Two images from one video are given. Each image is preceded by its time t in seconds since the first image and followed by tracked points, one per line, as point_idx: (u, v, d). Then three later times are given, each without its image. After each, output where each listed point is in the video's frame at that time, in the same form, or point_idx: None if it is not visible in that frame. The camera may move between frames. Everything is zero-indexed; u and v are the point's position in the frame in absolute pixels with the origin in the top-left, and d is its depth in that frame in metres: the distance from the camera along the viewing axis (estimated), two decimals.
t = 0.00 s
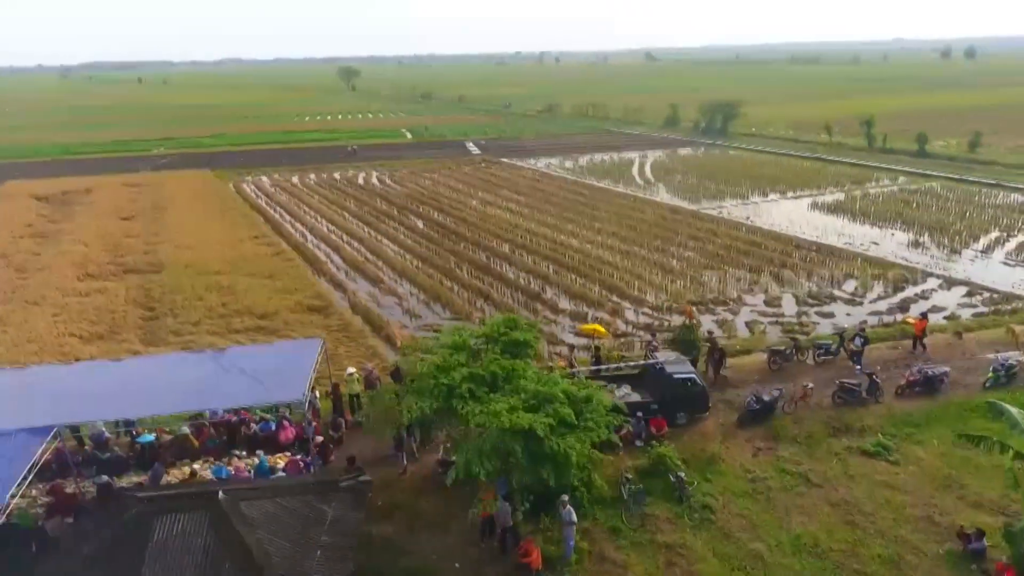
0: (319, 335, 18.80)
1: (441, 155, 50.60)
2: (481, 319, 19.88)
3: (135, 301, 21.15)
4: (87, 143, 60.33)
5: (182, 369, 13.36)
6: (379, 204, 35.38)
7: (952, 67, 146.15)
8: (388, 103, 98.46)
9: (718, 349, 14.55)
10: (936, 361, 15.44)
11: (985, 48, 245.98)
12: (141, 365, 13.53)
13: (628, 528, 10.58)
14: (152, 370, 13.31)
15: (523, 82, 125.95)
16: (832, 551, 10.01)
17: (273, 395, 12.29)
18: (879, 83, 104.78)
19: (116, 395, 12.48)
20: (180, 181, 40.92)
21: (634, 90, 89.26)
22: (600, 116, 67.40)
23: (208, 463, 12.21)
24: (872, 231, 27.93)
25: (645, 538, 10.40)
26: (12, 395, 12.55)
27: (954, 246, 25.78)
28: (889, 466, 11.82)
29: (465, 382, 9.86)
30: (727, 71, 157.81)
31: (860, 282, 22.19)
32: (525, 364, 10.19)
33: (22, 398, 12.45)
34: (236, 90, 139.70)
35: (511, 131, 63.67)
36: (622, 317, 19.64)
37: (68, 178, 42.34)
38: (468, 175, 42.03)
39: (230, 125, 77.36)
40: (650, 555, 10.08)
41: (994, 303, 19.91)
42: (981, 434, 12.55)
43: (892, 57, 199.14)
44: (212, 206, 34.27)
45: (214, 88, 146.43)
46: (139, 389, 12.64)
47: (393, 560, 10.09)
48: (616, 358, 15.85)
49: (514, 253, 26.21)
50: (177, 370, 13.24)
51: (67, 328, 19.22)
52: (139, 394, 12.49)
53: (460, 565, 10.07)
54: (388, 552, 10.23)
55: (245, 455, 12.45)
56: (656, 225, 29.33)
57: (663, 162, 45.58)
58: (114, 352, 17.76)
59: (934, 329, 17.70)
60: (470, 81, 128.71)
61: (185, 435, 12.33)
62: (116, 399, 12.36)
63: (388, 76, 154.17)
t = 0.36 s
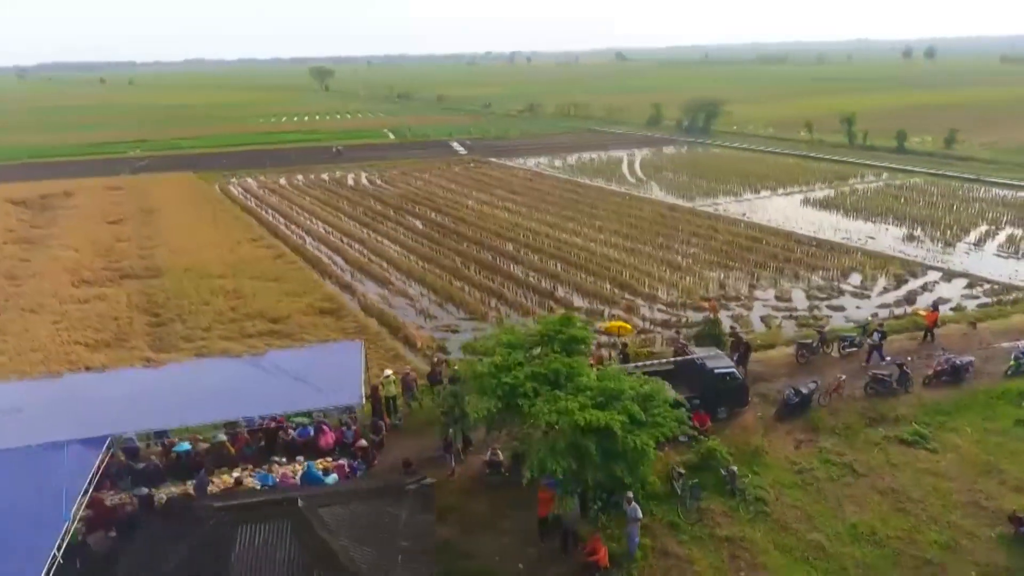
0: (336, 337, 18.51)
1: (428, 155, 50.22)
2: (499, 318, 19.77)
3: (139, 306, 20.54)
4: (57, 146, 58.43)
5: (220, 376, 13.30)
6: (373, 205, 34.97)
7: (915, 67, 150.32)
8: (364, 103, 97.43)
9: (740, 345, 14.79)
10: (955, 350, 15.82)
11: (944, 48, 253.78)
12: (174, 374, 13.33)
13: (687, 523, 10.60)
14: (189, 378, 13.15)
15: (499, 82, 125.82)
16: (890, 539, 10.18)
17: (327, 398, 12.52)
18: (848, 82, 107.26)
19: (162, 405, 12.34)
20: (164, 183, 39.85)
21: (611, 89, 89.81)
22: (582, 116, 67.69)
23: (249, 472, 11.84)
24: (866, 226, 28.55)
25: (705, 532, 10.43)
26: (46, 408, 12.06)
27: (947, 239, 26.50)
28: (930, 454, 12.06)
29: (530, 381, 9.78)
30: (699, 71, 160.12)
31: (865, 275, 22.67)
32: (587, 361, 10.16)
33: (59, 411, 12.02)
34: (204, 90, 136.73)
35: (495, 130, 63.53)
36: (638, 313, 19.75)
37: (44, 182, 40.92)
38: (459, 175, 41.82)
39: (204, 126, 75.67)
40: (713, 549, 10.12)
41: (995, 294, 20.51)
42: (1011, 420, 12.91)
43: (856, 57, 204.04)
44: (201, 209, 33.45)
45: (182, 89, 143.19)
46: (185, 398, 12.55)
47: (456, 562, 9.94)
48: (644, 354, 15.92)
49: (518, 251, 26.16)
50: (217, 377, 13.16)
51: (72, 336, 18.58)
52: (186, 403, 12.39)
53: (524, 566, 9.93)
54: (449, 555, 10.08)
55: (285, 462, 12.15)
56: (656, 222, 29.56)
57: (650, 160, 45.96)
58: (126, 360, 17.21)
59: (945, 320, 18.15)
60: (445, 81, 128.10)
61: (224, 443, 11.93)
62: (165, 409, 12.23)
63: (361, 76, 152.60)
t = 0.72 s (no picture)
0: (355, 340, 18.24)
1: (415, 156, 49.82)
2: (518, 318, 19.67)
3: (144, 312, 19.94)
4: (26, 149, 56.46)
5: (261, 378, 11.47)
6: (367, 206, 34.56)
7: (880, 66, 154.33)
8: (340, 104, 96.19)
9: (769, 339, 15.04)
10: (972, 340, 16.25)
11: (904, 48, 261.26)
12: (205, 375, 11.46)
13: (745, 516, 10.69)
14: (225, 380, 11.28)
15: (475, 82, 125.53)
16: (945, 525, 10.41)
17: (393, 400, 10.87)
18: (819, 80, 109.56)
19: (199, 410, 10.50)
20: (148, 186, 38.81)
21: (589, 88, 90.21)
22: (565, 115, 67.92)
23: (295, 478, 11.53)
24: (860, 221, 29.17)
25: (765, 524, 10.53)
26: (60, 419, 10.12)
27: (940, 232, 27.24)
28: (968, 441, 12.37)
29: (597, 378, 9.77)
30: (672, 71, 162.22)
31: (868, 268, 23.14)
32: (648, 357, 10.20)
33: (76, 421, 10.07)
34: (172, 91, 133.57)
35: (478, 129, 63.36)
36: (656, 309, 19.91)
37: (20, 186, 39.51)
38: (450, 175, 41.58)
39: (178, 127, 73.90)
40: (776, 541, 10.22)
41: (996, 285, 21.13)
42: None
43: (822, 57, 208.45)
44: (192, 212, 32.65)
45: (148, 90, 139.67)
46: (225, 403, 10.70)
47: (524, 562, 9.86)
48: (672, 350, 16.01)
49: (523, 250, 26.07)
50: (257, 379, 11.31)
51: (78, 344, 17.95)
52: (228, 410, 10.56)
53: (590, 565, 9.89)
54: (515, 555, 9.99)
55: (330, 468, 11.87)
56: (656, 220, 29.77)
57: (639, 158, 46.32)
58: (140, 367, 16.70)
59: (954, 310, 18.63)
60: (420, 81, 127.17)
61: (266, 450, 11.57)
62: (203, 416, 10.36)
63: (334, 77, 150.71)
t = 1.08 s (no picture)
0: (376, 344, 17.94)
1: (402, 157, 49.35)
2: (537, 318, 19.57)
3: (151, 320, 19.30)
4: None
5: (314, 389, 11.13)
6: (362, 207, 34.10)
7: (843, 66, 158.37)
8: (315, 105, 94.77)
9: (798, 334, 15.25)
10: (987, 331, 16.72)
11: (864, 49, 269.01)
12: (258, 387, 11.09)
13: (806, 508, 10.78)
14: (278, 392, 10.91)
15: (450, 82, 125.06)
16: (998, 512, 10.66)
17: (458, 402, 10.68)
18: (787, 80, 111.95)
19: (263, 422, 10.13)
20: (129, 190, 37.61)
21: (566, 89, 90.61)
22: (546, 115, 68.08)
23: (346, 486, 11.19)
24: (854, 217, 29.84)
25: (826, 516, 10.64)
26: (116, 436, 9.64)
27: (931, 227, 28.02)
28: (1003, 429, 12.72)
29: (669, 375, 9.77)
30: (642, 72, 163.53)
31: (871, 262, 23.67)
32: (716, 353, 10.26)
33: (131, 440, 9.57)
34: (135, 93, 129.97)
35: (460, 130, 63.08)
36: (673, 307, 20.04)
37: None
38: (441, 176, 41.30)
39: (150, 129, 71.91)
40: (839, 534, 10.31)
41: (995, 277, 21.81)
42: None
43: (786, 58, 213.01)
44: (181, 216, 31.73)
45: (110, 91, 135.61)
46: (287, 413, 10.35)
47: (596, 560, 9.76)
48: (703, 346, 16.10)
49: (529, 250, 25.99)
50: (312, 389, 10.96)
51: (87, 354, 17.28)
52: (293, 420, 10.24)
53: (662, 563, 9.86)
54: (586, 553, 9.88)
55: (380, 473, 11.56)
56: (655, 218, 30.01)
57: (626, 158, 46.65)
58: (157, 376, 16.13)
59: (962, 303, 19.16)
60: (393, 82, 126.15)
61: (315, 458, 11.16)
62: (268, 427, 10.01)
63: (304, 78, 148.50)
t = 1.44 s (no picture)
0: (398, 347, 17.70)
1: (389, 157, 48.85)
2: (556, 318, 19.53)
3: (162, 327, 18.74)
4: None
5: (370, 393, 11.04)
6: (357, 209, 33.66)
7: (809, 66, 161.79)
8: (290, 106, 93.29)
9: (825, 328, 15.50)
10: (999, 322, 17.21)
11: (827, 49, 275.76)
12: (320, 390, 10.99)
13: (861, 499, 10.94)
14: (335, 396, 10.81)
15: (425, 82, 124.34)
16: None
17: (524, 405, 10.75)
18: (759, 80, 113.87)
19: (332, 426, 10.02)
20: (113, 193, 36.46)
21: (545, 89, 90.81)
22: (529, 115, 68.08)
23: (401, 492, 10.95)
24: (847, 213, 30.48)
25: (882, 506, 10.81)
26: (180, 444, 9.49)
27: (924, 222, 28.76)
28: None
29: (735, 369, 9.89)
30: (614, 72, 164.92)
31: (873, 257, 24.20)
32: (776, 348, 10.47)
33: (201, 447, 9.39)
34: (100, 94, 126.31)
35: (444, 130, 62.71)
36: (690, 304, 20.22)
37: None
38: (433, 176, 41.00)
39: (122, 132, 69.89)
40: (898, 523, 10.48)
41: (994, 269, 22.45)
42: None
43: (754, 58, 216.72)
44: (172, 220, 30.86)
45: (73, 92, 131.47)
46: (354, 417, 10.26)
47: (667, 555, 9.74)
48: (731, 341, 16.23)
49: (536, 249, 25.94)
50: (370, 394, 10.87)
51: (100, 363, 16.69)
52: (363, 423, 10.15)
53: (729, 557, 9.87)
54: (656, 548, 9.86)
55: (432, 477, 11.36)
56: (655, 216, 30.23)
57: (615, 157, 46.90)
58: (178, 385, 15.65)
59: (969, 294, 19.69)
60: (367, 83, 124.95)
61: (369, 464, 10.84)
62: (338, 431, 9.91)
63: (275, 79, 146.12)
